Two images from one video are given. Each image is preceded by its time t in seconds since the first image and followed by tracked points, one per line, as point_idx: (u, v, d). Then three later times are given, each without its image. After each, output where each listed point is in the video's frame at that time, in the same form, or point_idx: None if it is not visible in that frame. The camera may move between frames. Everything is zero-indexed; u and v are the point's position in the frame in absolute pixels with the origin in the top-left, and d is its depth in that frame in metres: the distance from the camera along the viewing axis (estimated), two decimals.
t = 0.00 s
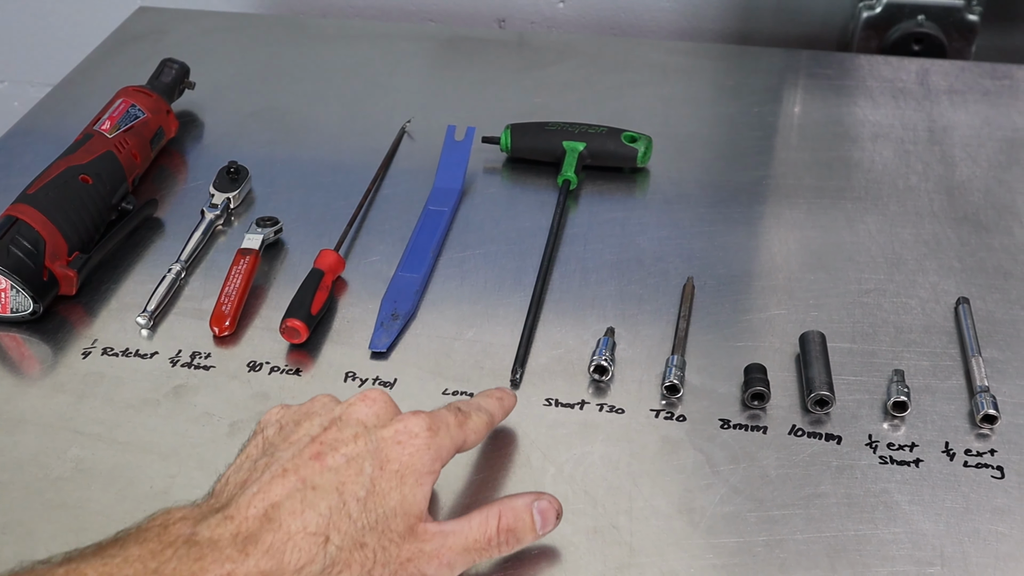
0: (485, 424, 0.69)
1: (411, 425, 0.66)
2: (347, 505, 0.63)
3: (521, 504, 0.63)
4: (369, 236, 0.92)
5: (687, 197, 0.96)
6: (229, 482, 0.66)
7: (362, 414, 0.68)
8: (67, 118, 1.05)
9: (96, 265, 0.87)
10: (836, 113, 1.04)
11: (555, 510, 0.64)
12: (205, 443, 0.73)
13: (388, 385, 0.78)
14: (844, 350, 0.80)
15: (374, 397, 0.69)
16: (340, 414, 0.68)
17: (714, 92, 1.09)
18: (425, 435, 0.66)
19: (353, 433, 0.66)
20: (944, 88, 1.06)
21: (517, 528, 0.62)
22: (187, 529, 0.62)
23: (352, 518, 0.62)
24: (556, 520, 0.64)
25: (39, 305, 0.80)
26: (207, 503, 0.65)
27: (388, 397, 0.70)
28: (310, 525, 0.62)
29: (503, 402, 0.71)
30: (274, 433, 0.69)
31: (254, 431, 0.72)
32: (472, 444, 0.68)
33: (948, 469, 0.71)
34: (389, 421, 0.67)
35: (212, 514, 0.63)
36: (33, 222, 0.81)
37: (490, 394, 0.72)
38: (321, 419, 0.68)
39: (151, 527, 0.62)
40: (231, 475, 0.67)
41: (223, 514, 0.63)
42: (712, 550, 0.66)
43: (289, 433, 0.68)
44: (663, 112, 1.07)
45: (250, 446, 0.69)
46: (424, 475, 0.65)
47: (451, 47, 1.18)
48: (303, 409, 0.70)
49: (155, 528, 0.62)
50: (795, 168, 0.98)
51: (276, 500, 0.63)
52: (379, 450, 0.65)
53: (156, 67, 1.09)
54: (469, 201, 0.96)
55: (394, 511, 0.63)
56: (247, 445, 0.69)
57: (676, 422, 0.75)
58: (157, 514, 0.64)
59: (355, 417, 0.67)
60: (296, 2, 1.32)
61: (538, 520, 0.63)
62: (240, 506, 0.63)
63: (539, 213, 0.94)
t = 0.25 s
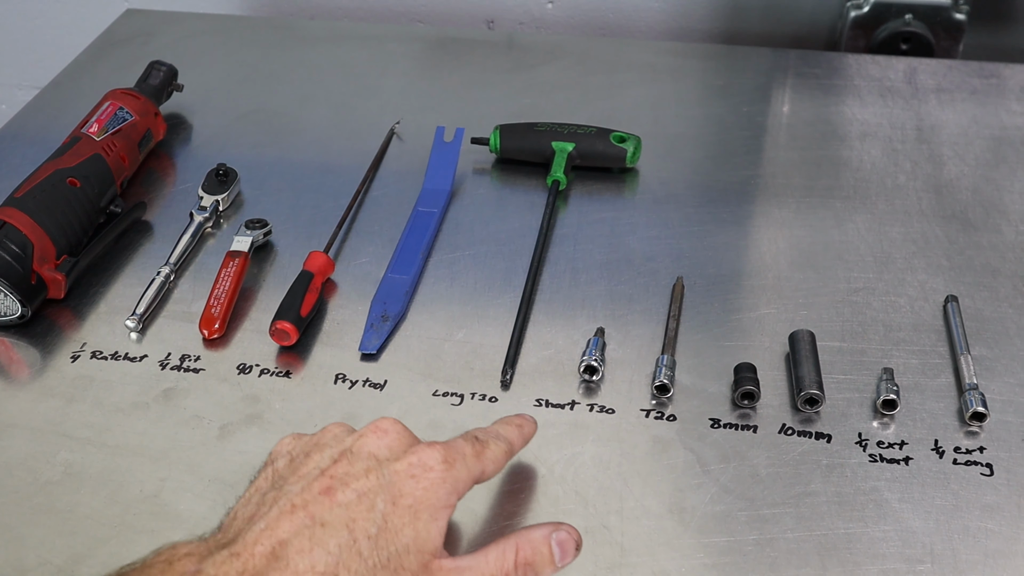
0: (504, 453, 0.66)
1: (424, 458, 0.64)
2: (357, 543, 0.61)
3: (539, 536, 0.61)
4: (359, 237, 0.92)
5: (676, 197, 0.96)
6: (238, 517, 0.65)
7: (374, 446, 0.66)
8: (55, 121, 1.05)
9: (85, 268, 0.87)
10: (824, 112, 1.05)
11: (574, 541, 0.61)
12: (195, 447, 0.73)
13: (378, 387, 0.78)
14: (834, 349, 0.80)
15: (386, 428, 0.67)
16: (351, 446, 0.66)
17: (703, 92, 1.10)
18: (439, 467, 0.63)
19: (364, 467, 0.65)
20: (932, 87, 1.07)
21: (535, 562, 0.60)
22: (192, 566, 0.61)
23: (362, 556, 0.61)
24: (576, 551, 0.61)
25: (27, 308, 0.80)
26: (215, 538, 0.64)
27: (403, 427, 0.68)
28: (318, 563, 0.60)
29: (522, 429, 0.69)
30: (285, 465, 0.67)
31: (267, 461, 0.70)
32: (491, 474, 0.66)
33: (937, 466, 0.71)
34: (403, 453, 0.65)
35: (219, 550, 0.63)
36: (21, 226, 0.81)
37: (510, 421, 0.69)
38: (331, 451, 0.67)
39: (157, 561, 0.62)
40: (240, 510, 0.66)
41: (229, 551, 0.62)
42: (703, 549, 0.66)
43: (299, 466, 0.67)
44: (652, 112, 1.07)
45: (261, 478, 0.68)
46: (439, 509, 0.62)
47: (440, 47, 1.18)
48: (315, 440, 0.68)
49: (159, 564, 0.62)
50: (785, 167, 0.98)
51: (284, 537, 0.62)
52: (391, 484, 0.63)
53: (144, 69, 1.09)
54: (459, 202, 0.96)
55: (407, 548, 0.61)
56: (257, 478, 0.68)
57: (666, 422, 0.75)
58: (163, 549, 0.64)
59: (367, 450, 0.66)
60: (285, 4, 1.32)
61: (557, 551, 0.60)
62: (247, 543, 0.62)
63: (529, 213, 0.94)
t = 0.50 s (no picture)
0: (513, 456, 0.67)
1: (437, 462, 0.64)
2: (371, 546, 0.61)
3: (548, 541, 0.61)
4: (351, 238, 0.91)
5: (668, 196, 0.96)
6: (249, 521, 0.64)
7: (387, 451, 0.66)
8: (45, 123, 1.05)
9: (76, 270, 0.87)
10: (815, 110, 1.05)
11: (583, 546, 0.62)
12: (187, 448, 0.73)
13: (370, 388, 0.78)
14: (825, 347, 0.81)
15: (399, 433, 0.67)
16: (363, 451, 0.66)
17: (694, 90, 1.10)
18: (452, 472, 0.64)
19: (377, 471, 0.65)
20: (922, 85, 1.07)
21: (546, 566, 0.61)
22: (204, 570, 0.60)
23: (376, 560, 0.60)
24: (585, 556, 0.62)
25: (18, 310, 0.80)
26: (227, 541, 0.63)
27: (415, 433, 0.68)
28: (332, 567, 0.60)
29: (530, 433, 0.69)
30: (297, 470, 0.67)
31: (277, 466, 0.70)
32: (501, 477, 0.66)
33: (929, 464, 0.71)
34: (415, 458, 0.65)
35: (231, 554, 0.61)
36: (11, 228, 0.81)
37: (517, 425, 0.70)
38: (343, 455, 0.67)
39: (168, 565, 0.61)
40: (251, 514, 0.65)
41: (242, 555, 0.61)
42: (696, 548, 0.66)
43: (311, 470, 0.66)
44: (643, 111, 1.07)
45: (272, 482, 0.67)
46: (452, 514, 0.63)
47: (431, 47, 1.18)
48: (327, 444, 0.68)
49: (172, 569, 0.60)
50: (776, 166, 0.98)
51: (297, 540, 0.61)
52: (404, 488, 0.63)
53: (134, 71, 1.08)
54: (451, 202, 0.96)
55: (420, 552, 0.61)
56: (268, 481, 0.67)
57: (659, 421, 0.75)
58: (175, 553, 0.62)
59: (380, 454, 0.66)
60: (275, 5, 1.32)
61: (566, 557, 0.61)
62: (260, 546, 0.61)
63: (521, 213, 0.94)
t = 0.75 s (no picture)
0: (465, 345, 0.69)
1: (385, 341, 0.68)
2: (323, 417, 0.63)
3: (502, 431, 0.62)
4: (345, 238, 0.91)
5: (661, 195, 0.96)
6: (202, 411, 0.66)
7: (334, 331, 0.69)
8: (37, 124, 1.05)
9: (69, 271, 0.86)
10: (808, 109, 1.05)
11: (532, 438, 0.63)
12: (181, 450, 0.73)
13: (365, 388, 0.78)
14: (819, 345, 0.81)
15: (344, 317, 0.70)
16: (310, 332, 0.69)
17: (687, 90, 1.10)
18: (400, 344, 0.68)
19: (324, 348, 0.68)
20: (915, 83, 1.07)
21: (496, 447, 0.62)
22: (162, 457, 0.62)
23: (328, 425, 0.63)
24: (534, 445, 0.64)
25: (11, 312, 0.80)
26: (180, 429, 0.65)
27: (360, 316, 0.71)
28: (285, 434, 0.62)
29: (491, 334, 0.70)
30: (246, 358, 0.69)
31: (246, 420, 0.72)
32: (450, 359, 0.69)
33: (923, 461, 0.71)
34: (362, 335, 0.68)
35: (188, 431, 0.64)
36: (4, 229, 0.80)
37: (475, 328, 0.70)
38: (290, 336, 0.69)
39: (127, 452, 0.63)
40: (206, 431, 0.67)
41: (196, 434, 0.63)
42: (691, 546, 0.66)
43: (259, 353, 0.68)
44: (637, 110, 1.07)
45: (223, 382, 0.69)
46: (399, 378, 0.66)
47: (424, 47, 1.18)
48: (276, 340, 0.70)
49: (132, 456, 0.63)
50: (770, 164, 0.98)
51: (249, 414, 0.63)
52: (353, 362, 0.66)
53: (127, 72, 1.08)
54: (445, 202, 0.96)
55: (371, 414, 0.63)
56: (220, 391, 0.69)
57: (653, 420, 0.75)
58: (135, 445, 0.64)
59: (326, 334, 0.69)
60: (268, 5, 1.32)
61: (514, 444, 0.62)
62: (212, 425, 0.63)
63: (515, 213, 0.94)
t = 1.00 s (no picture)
0: (442, 159, 0.79)
1: (371, 146, 0.75)
2: (311, 176, 0.70)
3: (434, 306, 0.67)
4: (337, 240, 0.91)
5: (653, 194, 0.96)
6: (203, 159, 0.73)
7: (330, 134, 0.78)
8: (28, 127, 1.04)
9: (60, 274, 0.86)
10: (800, 108, 1.05)
11: (451, 333, 0.67)
12: (173, 452, 0.73)
13: (358, 390, 0.77)
14: (811, 344, 0.81)
15: (340, 132, 0.79)
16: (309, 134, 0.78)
17: (679, 90, 1.10)
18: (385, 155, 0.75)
19: (320, 142, 0.76)
20: (906, 82, 1.07)
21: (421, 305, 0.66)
22: (173, 169, 0.69)
23: (314, 180, 0.70)
24: (450, 341, 0.67)
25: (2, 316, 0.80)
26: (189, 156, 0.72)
27: (351, 133, 0.80)
28: (280, 174, 0.69)
29: (477, 145, 0.85)
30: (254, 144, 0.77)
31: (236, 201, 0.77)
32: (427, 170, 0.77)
33: (915, 460, 0.71)
34: (353, 138, 0.77)
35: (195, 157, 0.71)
36: None
37: (464, 137, 0.84)
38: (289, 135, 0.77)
39: (134, 171, 0.69)
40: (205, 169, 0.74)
41: (207, 159, 0.70)
42: (684, 546, 0.66)
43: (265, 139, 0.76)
44: (629, 110, 1.07)
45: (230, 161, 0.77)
46: (380, 183, 0.73)
47: (416, 48, 1.18)
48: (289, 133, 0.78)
49: (137, 174, 0.69)
50: (761, 163, 0.99)
51: (252, 151, 0.71)
52: (345, 151, 0.74)
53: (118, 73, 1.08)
54: (437, 204, 0.96)
55: (351, 188, 0.71)
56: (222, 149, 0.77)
57: (646, 420, 0.75)
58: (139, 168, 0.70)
59: (324, 137, 0.77)
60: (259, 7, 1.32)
61: (432, 326, 0.66)
62: (223, 153, 0.71)
63: (507, 213, 0.94)
